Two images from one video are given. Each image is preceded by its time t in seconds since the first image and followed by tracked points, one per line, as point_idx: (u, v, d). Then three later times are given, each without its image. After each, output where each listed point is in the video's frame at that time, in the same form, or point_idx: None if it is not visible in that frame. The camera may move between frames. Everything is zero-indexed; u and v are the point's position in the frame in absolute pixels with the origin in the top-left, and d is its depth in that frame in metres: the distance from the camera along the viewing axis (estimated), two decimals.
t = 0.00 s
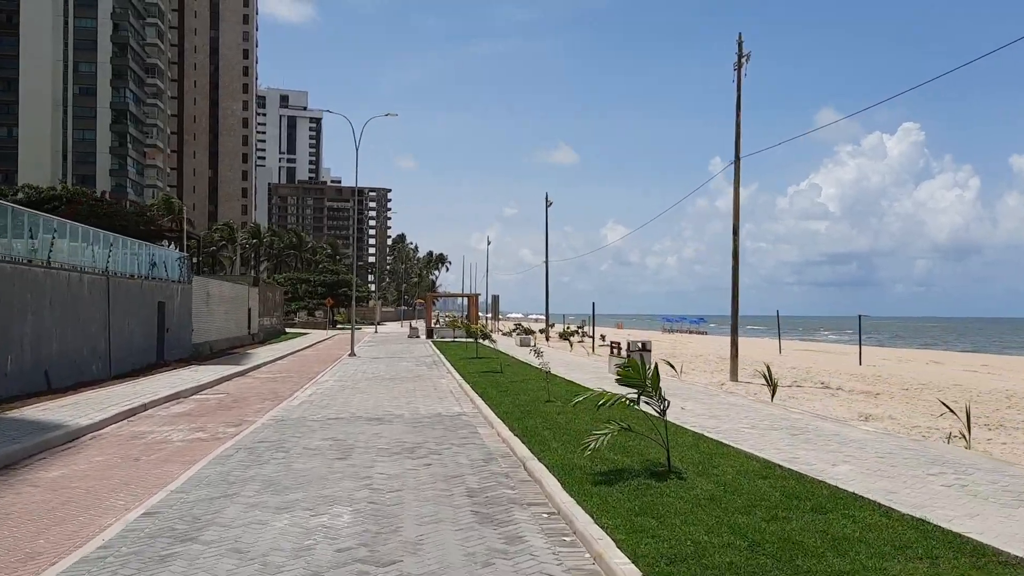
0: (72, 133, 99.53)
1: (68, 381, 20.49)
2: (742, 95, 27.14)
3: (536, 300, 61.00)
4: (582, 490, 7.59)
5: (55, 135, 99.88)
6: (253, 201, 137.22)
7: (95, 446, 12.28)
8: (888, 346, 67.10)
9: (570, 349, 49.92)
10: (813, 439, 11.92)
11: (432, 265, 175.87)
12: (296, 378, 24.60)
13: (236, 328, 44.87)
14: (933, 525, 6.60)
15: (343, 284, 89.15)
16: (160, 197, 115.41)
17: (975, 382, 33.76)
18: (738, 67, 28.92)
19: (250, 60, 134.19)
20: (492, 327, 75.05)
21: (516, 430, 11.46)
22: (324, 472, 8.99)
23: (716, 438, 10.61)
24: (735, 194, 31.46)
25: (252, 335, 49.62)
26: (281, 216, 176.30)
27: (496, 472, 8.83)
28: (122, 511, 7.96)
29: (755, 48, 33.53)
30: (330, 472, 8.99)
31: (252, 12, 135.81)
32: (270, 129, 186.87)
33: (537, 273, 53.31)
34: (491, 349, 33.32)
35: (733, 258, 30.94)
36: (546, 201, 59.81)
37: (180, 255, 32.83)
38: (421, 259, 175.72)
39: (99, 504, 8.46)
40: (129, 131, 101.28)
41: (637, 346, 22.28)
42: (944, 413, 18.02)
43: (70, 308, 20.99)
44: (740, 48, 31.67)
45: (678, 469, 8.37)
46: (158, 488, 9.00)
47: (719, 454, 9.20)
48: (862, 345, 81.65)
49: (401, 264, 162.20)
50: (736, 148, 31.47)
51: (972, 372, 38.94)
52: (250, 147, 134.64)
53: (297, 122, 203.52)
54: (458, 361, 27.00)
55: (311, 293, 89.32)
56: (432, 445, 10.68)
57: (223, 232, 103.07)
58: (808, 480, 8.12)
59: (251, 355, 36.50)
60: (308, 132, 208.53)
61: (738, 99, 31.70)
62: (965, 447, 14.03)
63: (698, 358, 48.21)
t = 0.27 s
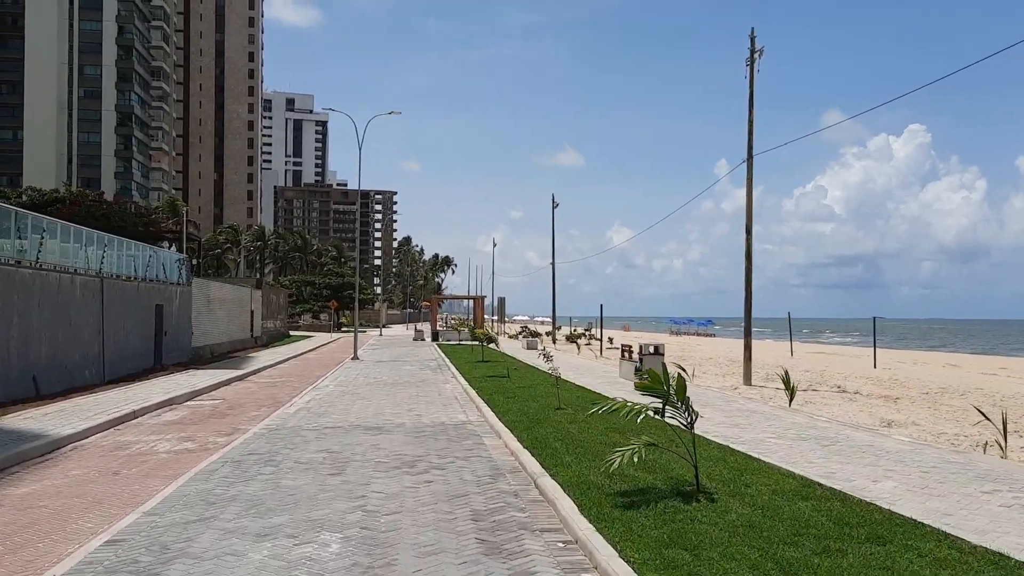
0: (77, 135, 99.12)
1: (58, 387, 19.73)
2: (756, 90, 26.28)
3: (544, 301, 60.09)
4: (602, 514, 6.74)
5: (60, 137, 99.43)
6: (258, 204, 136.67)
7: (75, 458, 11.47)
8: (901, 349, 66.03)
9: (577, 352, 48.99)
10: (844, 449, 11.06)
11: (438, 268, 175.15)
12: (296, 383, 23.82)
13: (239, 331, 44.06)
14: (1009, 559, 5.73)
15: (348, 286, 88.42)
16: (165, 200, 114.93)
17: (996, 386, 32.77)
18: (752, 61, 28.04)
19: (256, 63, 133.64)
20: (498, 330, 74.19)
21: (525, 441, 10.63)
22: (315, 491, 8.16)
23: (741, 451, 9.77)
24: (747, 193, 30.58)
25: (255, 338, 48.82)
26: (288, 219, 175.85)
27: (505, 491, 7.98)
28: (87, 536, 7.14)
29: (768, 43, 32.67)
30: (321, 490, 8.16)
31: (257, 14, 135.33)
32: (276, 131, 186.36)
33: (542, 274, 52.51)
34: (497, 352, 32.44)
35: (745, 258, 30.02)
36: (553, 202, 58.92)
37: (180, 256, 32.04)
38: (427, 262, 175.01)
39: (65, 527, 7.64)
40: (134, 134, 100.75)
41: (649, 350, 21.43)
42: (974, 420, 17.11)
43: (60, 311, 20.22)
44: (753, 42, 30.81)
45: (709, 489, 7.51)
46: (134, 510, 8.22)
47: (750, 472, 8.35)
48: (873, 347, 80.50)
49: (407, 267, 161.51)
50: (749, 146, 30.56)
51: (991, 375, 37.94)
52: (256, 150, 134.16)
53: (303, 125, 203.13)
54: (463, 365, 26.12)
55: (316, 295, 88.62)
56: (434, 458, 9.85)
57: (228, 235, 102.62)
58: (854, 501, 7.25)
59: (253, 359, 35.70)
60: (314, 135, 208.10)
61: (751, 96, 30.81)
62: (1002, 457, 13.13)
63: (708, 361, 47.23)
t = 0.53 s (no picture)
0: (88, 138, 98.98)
1: (52, 393, 18.98)
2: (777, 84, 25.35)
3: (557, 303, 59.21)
4: (633, 547, 5.85)
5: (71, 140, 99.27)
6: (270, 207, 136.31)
7: (56, 472, 10.66)
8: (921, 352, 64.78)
9: (590, 355, 48.09)
10: (890, 464, 10.12)
11: (450, 270, 174.51)
12: (301, 387, 23.03)
13: (247, 333, 43.35)
14: None
15: (359, 289, 87.86)
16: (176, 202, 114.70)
17: None
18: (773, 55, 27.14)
19: (268, 65, 133.43)
20: (510, 333, 73.34)
21: (542, 455, 9.76)
22: (308, 514, 7.31)
23: (780, 469, 8.86)
24: (767, 192, 29.65)
25: (263, 341, 48.12)
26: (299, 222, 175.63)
27: (520, 516, 7.09)
28: (46, 569, 6.29)
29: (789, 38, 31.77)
30: (315, 514, 7.31)
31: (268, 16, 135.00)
32: (288, 134, 186.24)
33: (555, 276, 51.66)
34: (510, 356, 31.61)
35: (766, 259, 29.09)
36: (566, 203, 58.05)
37: (186, 258, 31.33)
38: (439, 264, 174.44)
39: (27, 556, 6.82)
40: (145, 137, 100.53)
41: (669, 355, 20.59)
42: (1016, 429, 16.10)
43: (56, 314, 19.50)
44: (774, 35, 29.88)
45: (752, 516, 6.61)
46: (105, 535, 7.38)
47: (795, 493, 7.46)
48: (891, 350, 79.30)
49: (418, 270, 160.96)
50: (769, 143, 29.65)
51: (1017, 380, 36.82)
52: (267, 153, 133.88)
53: (315, 128, 202.97)
54: (475, 370, 25.27)
55: (327, 298, 88.08)
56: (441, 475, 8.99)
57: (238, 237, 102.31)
58: (920, 530, 6.35)
59: (260, 362, 34.96)
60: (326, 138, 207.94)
61: (771, 92, 29.90)
62: None
63: (724, 365, 46.25)
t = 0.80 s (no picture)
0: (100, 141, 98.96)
1: (46, 400, 18.27)
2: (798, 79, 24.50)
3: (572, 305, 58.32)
4: None
5: (83, 143, 99.25)
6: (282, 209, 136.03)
7: (34, 488, 9.90)
8: (941, 354, 63.57)
9: (604, 359, 47.29)
10: (940, 482, 9.20)
11: (462, 272, 173.91)
12: (307, 392, 22.26)
13: (255, 337, 42.64)
14: None
15: (371, 291, 87.32)
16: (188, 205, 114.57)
17: None
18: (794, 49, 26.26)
19: (280, 68, 133.24)
20: (523, 336, 72.64)
21: (560, 472, 8.90)
22: (296, 545, 6.49)
23: (824, 490, 7.93)
24: (788, 190, 28.73)
25: (273, 345, 47.43)
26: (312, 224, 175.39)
27: (532, 550, 6.22)
28: None
29: (809, 32, 30.87)
30: (305, 545, 6.50)
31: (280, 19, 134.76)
32: (300, 137, 186.17)
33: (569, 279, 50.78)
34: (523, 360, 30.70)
35: (787, 260, 28.21)
36: (578, 204, 57.31)
37: (191, 260, 30.62)
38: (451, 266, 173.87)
39: None
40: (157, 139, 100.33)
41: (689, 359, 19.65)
42: None
43: (52, 318, 18.82)
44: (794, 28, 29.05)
45: (805, 552, 5.71)
46: (68, 563, 6.60)
47: (851, 524, 6.54)
48: (909, 352, 78.07)
49: (431, 272, 160.50)
50: (790, 140, 28.75)
51: None
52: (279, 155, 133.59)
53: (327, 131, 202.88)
54: (487, 375, 24.34)
55: (338, 300, 87.66)
56: (445, 494, 8.17)
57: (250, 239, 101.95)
58: (1004, 570, 5.41)
59: (268, 366, 34.26)
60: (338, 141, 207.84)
61: (792, 88, 29.01)
62: None
63: (742, 369, 45.27)
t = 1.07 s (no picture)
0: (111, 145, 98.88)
1: (40, 407, 17.61)
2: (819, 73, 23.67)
3: (584, 307, 57.45)
4: None
5: (94, 147, 99.18)
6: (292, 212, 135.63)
7: (9, 506, 9.18)
8: (960, 358, 62.30)
9: (616, 362, 46.42)
10: (996, 502, 8.34)
11: (473, 275, 173.23)
12: (312, 399, 21.47)
13: (263, 340, 41.90)
14: None
15: (380, 294, 86.71)
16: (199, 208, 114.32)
17: None
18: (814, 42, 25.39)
19: (290, 71, 132.99)
20: (534, 338, 71.82)
21: (577, 492, 8.09)
22: None
23: (875, 517, 7.10)
24: (807, 188, 27.84)
25: (281, 348, 46.71)
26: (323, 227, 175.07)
27: None
28: None
29: (828, 26, 29.99)
30: None
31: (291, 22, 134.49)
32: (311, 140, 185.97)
33: (580, 280, 49.97)
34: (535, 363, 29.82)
35: (807, 261, 27.33)
36: (590, 205, 56.42)
37: (196, 262, 29.94)
38: (462, 269, 173.23)
39: None
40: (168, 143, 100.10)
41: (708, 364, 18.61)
42: None
43: (46, 322, 18.12)
44: (813, 23, 28.18)
45: None
46: None
47: (913, 559, 5.71)
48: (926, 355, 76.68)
49: (441, 275, 159.92)
50: (809, 137, 27.86)
51: None
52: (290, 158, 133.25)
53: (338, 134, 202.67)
54: (497, 380, 23.49)
55: (348, 303, 87.05)
56: (451, 518, 7.40)
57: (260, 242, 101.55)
58: None
59: (275, 371, 33.56)
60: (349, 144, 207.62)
61: (811, 83, 28.11)
62: None
63: (757, 372, 44.30)
